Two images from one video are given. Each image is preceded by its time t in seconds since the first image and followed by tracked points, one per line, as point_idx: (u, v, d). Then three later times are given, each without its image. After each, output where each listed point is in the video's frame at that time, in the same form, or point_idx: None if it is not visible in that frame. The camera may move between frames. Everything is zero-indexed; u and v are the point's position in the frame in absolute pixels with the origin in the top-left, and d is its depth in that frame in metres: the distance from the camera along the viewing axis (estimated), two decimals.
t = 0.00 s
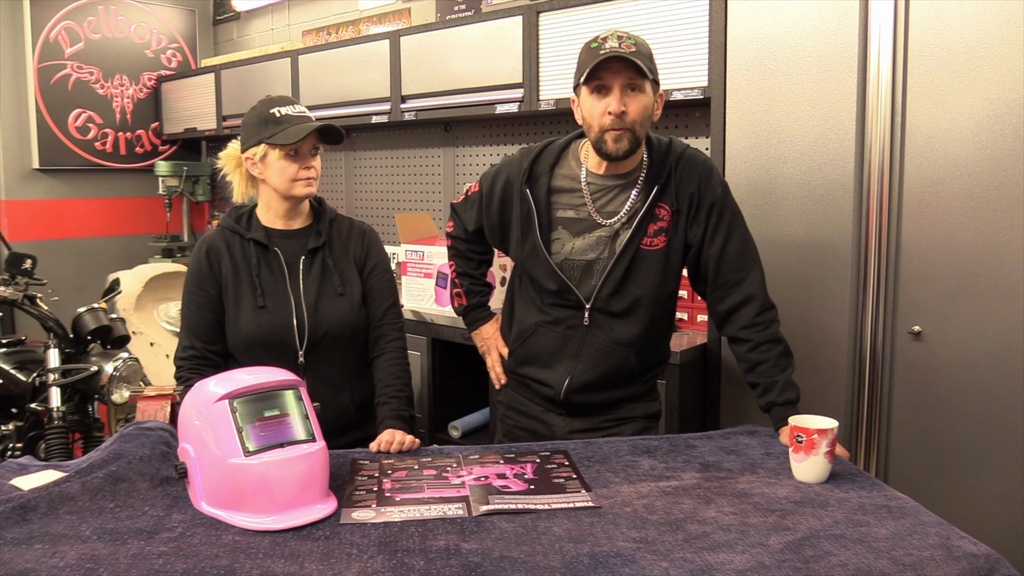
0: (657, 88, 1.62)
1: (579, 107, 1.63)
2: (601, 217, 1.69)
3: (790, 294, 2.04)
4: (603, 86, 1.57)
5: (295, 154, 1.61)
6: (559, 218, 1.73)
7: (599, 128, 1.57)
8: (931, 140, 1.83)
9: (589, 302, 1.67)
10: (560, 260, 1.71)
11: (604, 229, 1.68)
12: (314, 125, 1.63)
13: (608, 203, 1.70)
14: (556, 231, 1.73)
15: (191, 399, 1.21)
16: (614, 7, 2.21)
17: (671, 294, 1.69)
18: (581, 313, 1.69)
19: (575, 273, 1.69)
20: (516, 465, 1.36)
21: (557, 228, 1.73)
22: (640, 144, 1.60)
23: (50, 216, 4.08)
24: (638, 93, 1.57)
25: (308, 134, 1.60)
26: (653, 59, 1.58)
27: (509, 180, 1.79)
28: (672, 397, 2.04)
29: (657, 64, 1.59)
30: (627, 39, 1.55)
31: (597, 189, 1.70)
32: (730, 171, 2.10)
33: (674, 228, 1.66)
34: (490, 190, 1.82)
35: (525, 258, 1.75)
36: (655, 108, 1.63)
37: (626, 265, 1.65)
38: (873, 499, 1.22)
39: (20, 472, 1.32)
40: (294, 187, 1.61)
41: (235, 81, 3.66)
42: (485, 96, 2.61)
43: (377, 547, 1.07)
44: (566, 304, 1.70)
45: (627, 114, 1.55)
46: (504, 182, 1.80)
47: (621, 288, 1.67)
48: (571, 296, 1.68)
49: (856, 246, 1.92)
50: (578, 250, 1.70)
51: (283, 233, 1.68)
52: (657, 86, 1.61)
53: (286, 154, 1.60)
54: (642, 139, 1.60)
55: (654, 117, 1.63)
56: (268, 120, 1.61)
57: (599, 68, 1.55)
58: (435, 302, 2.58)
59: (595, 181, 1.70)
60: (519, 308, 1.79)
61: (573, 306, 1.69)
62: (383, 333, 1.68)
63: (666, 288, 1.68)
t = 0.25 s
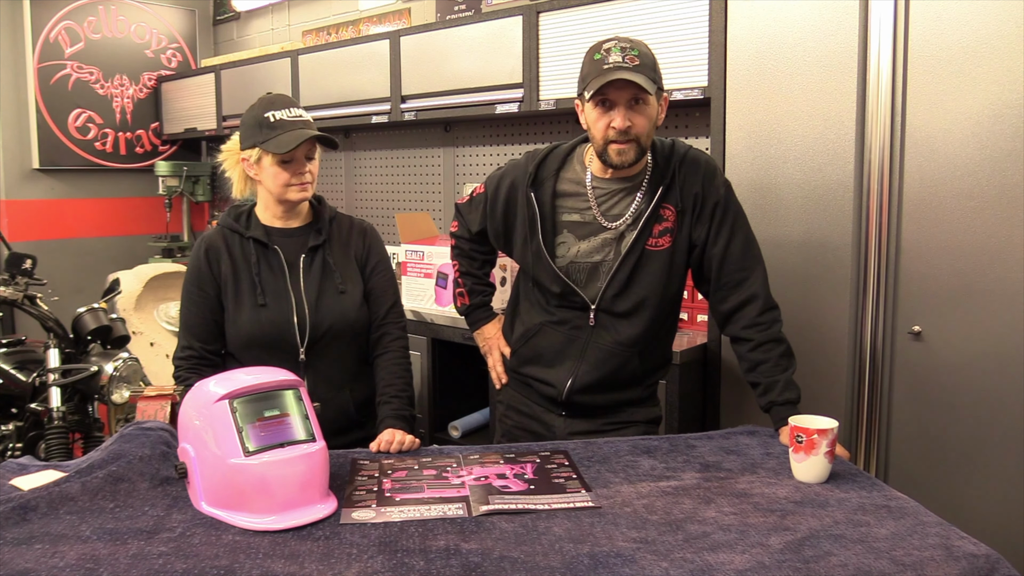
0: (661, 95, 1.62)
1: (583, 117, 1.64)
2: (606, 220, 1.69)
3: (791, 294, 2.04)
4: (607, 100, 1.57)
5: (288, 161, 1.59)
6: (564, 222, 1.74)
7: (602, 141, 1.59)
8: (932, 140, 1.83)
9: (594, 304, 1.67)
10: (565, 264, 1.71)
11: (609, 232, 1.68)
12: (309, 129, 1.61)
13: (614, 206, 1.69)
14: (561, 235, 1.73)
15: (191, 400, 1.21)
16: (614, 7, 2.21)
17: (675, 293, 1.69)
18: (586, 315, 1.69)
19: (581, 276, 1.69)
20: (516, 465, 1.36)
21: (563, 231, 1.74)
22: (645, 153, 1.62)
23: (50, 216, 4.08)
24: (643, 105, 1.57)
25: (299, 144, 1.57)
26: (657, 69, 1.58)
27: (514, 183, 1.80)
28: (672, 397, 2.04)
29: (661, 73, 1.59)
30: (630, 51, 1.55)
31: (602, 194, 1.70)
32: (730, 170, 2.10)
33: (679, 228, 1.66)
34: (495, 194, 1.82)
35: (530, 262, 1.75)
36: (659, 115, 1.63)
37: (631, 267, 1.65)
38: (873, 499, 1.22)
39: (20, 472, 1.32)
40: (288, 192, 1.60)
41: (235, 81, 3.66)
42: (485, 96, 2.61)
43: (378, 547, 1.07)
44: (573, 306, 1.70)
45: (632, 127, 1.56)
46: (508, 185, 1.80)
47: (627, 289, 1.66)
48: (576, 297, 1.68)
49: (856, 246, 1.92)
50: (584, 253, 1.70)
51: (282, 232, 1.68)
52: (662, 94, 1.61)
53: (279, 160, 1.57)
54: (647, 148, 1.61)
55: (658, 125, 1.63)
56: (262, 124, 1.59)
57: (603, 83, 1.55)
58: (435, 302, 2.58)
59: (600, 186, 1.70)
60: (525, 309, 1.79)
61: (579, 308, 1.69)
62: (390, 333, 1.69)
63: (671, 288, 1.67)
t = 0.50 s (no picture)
0: (663, 100, 1.62)
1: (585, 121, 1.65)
2: (609, 220, 1.69)
3: (791, 294, 2.04)
4: (608, 105, 1.57)
5: (282, 161, 1.56)
6: (567, 221, 1.74)
7: (603, 145, 1.60)
8: (932, 140, 1.83)
9: (596, 300, 1.67)
10: (568, 262, 1.71)
11: (613, 230, 1.68)
12: (304, 129, 1.58)
13: (616, 206, 1.70)
14: (564, 234, 1.74)
15: (191, 399, 1.21)
16: (614, 7, 2.21)
17: (677, 291, 1.68)
18: (588, 312, 1.68)
19: (583, 275, 1.69)
20: (516, 465, 1.36)
21: (566, 230, 1.74)
22: (645, 157, 1.62)
23: (50, 216, 4.08)
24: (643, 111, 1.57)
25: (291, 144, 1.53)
26: (659, 75, 1.58)
27: (518, 183, 1.80)
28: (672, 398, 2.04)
29: (662, 77, 1.59)
30: (631, 57, 1.56)
31: (605, 195, 1.71)
32: (730, 170, 2.10)
33: (681, 226, 1.65)
34: (499, 194, 1.82)
35: (532, 261, 1.75)
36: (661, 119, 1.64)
37: (632, 264, 1.64)
38: (873, 499, 1.22)
39: (20, 472, 1.32)
40: (283, 192, 1.60)
41: (235, 81, 3.66)
42: (485, 96, 2.61)
43: (377, 547, 1.07)
44: (574, 303, 1.69)
45: (632, 133, 1.56)
46: (512, 185, 1.81)
47: (629, 287, 1.66)
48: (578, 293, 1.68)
49: (856, 246, 1.92)
50: (587, 251, 1.70)
51: (283, 226, 1.68)
52: (665, 99, 1.61)
53: (272, 159, 1.55)
54: (648, 152, 1.62)
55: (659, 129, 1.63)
56: (255, 124, 1.57)
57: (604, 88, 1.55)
58: (435, 302, 2.58)
59: (603, 188, 1.71)
60: (527, 308, 1.79)
61: (580, 304, 1.69)
62: (389, 331, 1.69)
63: (672, 287, 1.66)
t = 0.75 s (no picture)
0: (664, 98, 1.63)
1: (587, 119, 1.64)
2: (610, 218, 1.69)
3: (791, 294, 2.04)
4: (612, 102, 1.57)
5: (277, 164, 1.56)
6: (568, 220, 1.74)
7: (607, 143, 1.59)
8: (932, 140, 1.83)
9: (596, 299, 1.67)
10: (567, 260, 1.71)
11: (613, 228, 1.68)
12: (300, 133, 1.56)
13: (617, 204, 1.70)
14: (565, 233, 1.73)
15: (191, 399, 1.21)
16: (614, 7, 2.21)
17: (676, 290, 1.67)
18: (587, 310, 1.68)
19: (583, 273, 1.68)
20: (516, 465, 1.36)
21: (566, 228, 1.74)
22: (648, 153, 1.62)
23: (50, 216, 4.08)
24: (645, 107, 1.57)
25: (282, 150, 1.52)
26: (660, 70, 1.58)
27: (519, 183, 1.80)
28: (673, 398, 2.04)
29: (663, 74, 1.59)
30: (633, 53, 1.56)
31: (605, 191, 1.71)
32: (730, 170, 2.10)
33: (681, 225, 1.65)
34: (501, 193, 1.83)
35: (535, 258, 1.75)
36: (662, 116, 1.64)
37: (631, 263, 1.65)
38: (873, 499, 1.22)
39: (20, 472, 1.32)
40: (280, 194, 1.59)
41: (235, 81, 3.66)
42: (485, 96, 2.61)
43: (377, 547, 1.07)
44: (573, 302, 1.69)
45: (635, 129, 1.56)
46: (513, 185, 1.81)
47: (628, 285, 1.66)
48: (577, 292, 1.68)
49: (856, 246, 1.92)
50: (587, 249, 1.70)
51: (285, 226, 1.67)
52: (666, 94, 1.61)
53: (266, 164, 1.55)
54: (650, 149, 1.62)
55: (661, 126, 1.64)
56: (251, 127, 1.56)
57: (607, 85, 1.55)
58: (435, 302, 2.58)
59: (603, 185, 1.71)
60: (527, 308, 1.79)
61: (580, 303, 1.69)
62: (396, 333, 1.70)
63: (671, 286, 1.66)
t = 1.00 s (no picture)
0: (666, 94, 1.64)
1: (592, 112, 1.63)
2: (609, 217, 1.69)
3: (791, 294, 2.04)
4: (621, 94, 1.57)
5: (281, 162, 1.55)
6: (567, 219, 1.74)
7: (614, 134, 1.58)
8: (932, 140, 1.83)
9: (595, 299, 1.66)
10: (567, 260, 1.71)
11: (613, 228, 1.68)
12: (302, 131, 1.55)
13: (617, 202, 1.70)
14: (565, 232, 1.73)
15: (191, 399, 1.21)
16: (614, 7, 2.21)
17: (677, 290, 1.67)
18: (587, 310, 1.68)
19: (583, 273, 1.68)
20: (516, 465, 1.37)
21: (566, 228, 1.74)
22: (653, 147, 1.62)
23: (50, 216, 4.08)
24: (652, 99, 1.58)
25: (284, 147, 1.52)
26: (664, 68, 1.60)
27: (518, 183, 1.81)
28: (673, 398, 2.04)
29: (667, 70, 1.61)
30: (640, 47, 1.57)
31: (605, 190, 1.72)
32: (729, 170, 2.10)
33: (681, 224, 1.65)
34: (500, 194, 1.83)
35: (533, 258, 1.75)
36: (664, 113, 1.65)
37: (631, 263, 1.64)
38: (873, 499, 1.22)
39: (20, 472, 1.32)
40: (284, 192, 1.58)
41: (235, 81, 3.66)
42: (485, 96, 2.61)
43: (377, 547, 1.07)
44: (573, 302, 1.69)
45: (645, 120, 1.56)
46: (513, 185, 1.81)
47: (628, 285, 1.65)
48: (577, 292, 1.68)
49: (856, 246, 1.92)
50: (586, 249, 1.70)
51: (291, 225, 1.67)
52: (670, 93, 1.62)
53: (272, 162, 1.54)
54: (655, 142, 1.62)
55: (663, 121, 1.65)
56: (256, 124, 1.56)
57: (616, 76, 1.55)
58: (435, 302, 2.58)
59: (603, 184, 1.72)
60: (527, 308, 1.79)
61: (580, 303, 1.69)
62: (400, 335, 1.70)
63: (671, 286, 1.66)
